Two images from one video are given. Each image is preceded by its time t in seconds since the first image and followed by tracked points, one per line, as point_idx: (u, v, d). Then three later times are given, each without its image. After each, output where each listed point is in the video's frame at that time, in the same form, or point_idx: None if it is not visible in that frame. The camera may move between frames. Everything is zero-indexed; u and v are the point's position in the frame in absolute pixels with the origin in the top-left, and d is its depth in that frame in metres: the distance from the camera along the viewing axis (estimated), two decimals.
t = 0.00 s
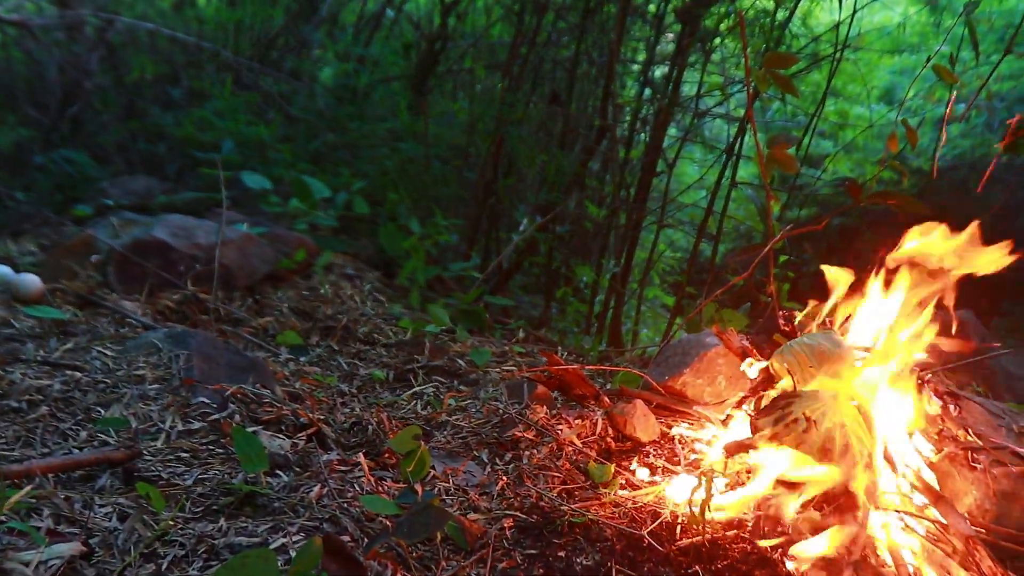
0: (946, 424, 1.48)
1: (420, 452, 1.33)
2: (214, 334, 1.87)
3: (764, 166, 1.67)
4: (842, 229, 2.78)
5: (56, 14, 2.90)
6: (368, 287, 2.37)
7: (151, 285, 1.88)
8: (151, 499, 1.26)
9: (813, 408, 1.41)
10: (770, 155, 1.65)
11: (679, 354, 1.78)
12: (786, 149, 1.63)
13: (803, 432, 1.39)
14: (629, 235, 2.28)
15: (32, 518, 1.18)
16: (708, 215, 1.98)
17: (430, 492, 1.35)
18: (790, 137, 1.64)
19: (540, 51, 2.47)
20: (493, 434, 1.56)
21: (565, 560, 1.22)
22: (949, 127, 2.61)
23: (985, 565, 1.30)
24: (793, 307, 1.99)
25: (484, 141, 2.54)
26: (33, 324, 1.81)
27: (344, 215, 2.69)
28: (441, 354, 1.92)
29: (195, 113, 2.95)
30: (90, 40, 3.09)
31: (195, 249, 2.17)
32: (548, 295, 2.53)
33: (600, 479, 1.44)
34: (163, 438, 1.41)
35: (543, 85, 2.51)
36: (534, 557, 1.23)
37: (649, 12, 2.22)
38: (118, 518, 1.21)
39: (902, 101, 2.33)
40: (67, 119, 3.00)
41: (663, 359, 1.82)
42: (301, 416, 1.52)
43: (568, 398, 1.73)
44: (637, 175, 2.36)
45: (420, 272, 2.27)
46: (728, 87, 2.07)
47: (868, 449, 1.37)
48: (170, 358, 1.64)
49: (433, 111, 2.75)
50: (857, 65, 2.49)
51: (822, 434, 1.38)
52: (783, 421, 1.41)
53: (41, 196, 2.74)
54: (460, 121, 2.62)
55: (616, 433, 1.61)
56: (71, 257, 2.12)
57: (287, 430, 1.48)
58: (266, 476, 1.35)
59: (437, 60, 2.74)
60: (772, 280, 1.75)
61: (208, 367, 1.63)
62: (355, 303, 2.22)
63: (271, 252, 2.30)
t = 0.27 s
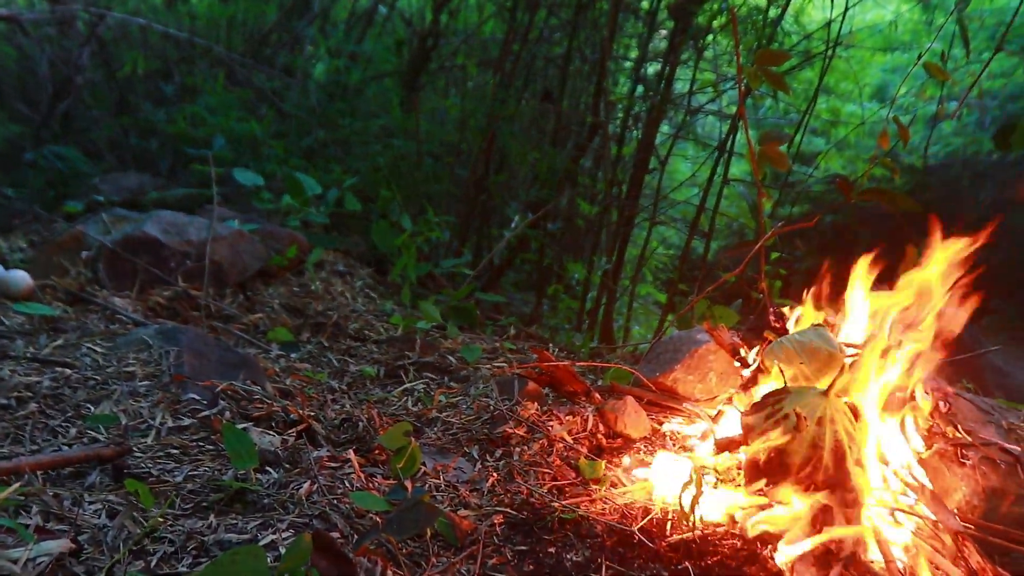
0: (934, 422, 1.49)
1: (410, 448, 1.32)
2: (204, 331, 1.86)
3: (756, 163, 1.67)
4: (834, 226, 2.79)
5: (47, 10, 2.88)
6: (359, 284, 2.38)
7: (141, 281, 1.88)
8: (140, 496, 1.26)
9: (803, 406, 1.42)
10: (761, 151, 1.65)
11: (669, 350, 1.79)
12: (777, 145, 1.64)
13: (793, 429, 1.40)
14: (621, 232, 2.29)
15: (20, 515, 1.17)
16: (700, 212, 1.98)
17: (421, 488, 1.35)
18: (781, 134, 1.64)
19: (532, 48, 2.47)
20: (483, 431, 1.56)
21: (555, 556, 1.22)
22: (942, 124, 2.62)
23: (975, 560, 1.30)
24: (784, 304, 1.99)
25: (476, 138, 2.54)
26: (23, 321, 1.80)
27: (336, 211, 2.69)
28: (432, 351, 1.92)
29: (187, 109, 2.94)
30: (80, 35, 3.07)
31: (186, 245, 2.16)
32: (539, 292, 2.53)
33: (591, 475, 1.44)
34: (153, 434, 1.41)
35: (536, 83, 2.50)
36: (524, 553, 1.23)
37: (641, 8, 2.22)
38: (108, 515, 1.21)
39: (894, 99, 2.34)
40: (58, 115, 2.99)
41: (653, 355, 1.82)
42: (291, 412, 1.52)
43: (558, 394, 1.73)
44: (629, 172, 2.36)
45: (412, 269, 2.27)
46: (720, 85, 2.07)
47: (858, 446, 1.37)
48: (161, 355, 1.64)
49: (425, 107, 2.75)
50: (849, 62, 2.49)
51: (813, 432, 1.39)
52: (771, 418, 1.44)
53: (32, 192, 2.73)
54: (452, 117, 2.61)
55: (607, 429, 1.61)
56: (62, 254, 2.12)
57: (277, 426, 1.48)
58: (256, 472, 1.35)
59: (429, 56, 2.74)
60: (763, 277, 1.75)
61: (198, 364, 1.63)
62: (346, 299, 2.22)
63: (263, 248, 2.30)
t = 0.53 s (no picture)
0: (925, 419, 1.49)
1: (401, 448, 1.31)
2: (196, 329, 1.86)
3: (748, 160, 1.67)
4: (826, 224, 2.80)
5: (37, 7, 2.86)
6: (351, 282, 2.38)
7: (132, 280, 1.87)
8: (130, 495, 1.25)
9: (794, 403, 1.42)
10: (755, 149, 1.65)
11: (661, 348, 1.79)
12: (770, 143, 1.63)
13: (784, 426, 1.40)
14: (614, 230, 2.29)
15: (10, 514, 1.17)
16: (692, 210, 1.98)
17: (412, 486, 1.35)
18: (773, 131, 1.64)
19: (524, 46, 2.47)
20: (475, 429, 1.56)
21: (546, 554, 1.22)
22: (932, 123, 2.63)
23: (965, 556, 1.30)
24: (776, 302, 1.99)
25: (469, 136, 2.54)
26: (12, 319, 1.80)
27: (329, 210, 2.69)
28: (424, 349, 1.92)
29: (178, 108, 2.93)
30: (70, 33, 3.04)
31: (177, 243, 2.16)
32: (532, 290, 2.54)
33: (583, 473, 1.44)
34: (144, 433, 1.41)
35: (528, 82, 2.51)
36: (516, 552, 1.23)
37: (633, 6, 2.22)
38: (98, 514, 1.20)
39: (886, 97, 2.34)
40: (48, 113, 2.97)
41: (645, 353, 1.82)
42: (282, 411, 1.52)
43: (551, 392, 1.74)
44: (621, 170, 2.36)
45: (404, 268, 2.27)
46: (712, 83, 2.07)
47: (849, 443, 1.38)
48: (151, 353, 1.64)
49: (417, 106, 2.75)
50: (841, 60, 2.50)
51: (804, 429, 1.38)
52: (763, 415, 1.43)
53: (22, 191, 2.72)
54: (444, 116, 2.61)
55: (599, 427, 1.61)
56: (52, 253, 2.11)
57: (268, 425, 1.48)
58: (248, 471, 1.35)
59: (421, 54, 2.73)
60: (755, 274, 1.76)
61: (189, 362, 1.62)
62: (338, 298, 2.22)
63: (255, 246, 2.29)
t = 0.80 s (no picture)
0: (916, 418, 1.50)
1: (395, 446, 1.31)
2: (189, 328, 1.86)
3: (741, 160, 1.67)
4: (819, 222, 2.81)
5: (29, 4, 2.85)
6: (345, 280, 2.38)
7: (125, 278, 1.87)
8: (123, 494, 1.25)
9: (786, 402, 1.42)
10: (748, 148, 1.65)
11: (654, 347, 1.79)
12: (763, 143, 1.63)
13: (777, 425, 1.40)
14: (607, 229, 2.30)
15: (1, 513, 1.17)
16: (686, 208, 1.98)
17: (405, 485, 1.35)
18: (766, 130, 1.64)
19: (518, 44, 2.48)
20: (469, 427, 1.56)
21: (539, 552, 1.23)
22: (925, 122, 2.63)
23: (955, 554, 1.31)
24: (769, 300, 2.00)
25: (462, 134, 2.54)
26: (4, 318, 1.79)
27: (322, 208, 2.69)
28: (417, 347, 1.92)
29: (171, 105, 2.93)
30: (63, 31, 3.02)
31: (170, 241, 2.15)
32: (525, 289, 2.54)
33: (576, 472, 1.45)
34: (137, 431, 1.40)
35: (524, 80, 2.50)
36: (509, 550, 1.23)
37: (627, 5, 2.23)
38: (90, 513, 1.20)
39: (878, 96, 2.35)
40: (40, 111, 2.96)
41: (638, 352, 1.83)
42: (275, 409, 1.52)
43: (544, 390, 1.74)
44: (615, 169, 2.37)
45: (397, 266, 2.27)
46: (705, 82, 2.08)
47: (840, 441, 1.38)
48: (144, 351, 1.64)
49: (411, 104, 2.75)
50: (833, 59, 2.51)
51: (796, 428, 1.39)
52: (756, 413, 1.43)
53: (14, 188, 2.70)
54: (438, 114, 2.61)
55: (592, 426, 1.62)
56: (44, 250, 2.10)
57: (261, 423, 1.48)
58: (240, 470, 1.34)
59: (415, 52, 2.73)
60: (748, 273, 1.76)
61: (181, 360, 1.62)
62: (331, 296, 2.22)
63: (248, 245, 2.29)
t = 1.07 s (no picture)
0: (908, 416, 1.50)
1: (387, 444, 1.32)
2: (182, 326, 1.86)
3: (734, 158, 1.67)
4: (813, 221, 2.81)
5: (21, 1, 2.84)
6: (338, 279, 2.38)
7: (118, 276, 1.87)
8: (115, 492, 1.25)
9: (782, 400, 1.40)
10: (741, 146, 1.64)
11: (648, 345, 1.79)
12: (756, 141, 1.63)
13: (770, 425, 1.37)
14: (601, 227, 2.30)
15: None
16: (679, 207, 1.99)
17: (398, 483, 1.35)
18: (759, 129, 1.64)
19: (512, 42, 2.47)
20: (462, 426, 1.56)
21: (532, 551, 1.23)
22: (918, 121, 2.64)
23: (948, 552, 1.31)
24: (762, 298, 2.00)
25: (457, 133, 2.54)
26: None
27: (317, 206, 2.69)
28: (410, 346, 1.92)
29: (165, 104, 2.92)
30: (56, 28, 3.01)
31: (163, 240, 2.15)
32: (519, 287, 2.54)
33: (569, 470, 1.45)
34: (129, 430, 1.40)
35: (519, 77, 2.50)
36: (501, 548, 1.23)
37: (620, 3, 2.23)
38: (82, 511, 1.20)
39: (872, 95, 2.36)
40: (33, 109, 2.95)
41: (632, 350, 1.83)
42: (268, 408, 1.52)
43: (537, 389, 1.74)
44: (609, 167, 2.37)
45: (391, 265, 2.27)
46: (699, 80, 2.08)
47: (836, 440, 1.37)
48: (137, 350, 1.63)
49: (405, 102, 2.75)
50: (827, 58, 2.51)
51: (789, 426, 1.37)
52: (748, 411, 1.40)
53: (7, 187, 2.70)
54: (431, 112, 2.61)
55: (586, 424, 1.62)
56: (37, 249, 2.10)
57: (254, 422, 1.47)
58: (233, 468, 1.34)
59: (409, 51, 2.73)
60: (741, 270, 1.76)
61: (174, 359, 1.62)
62: (325, 294, 2.22)
63: (241, 243, 2.29)
